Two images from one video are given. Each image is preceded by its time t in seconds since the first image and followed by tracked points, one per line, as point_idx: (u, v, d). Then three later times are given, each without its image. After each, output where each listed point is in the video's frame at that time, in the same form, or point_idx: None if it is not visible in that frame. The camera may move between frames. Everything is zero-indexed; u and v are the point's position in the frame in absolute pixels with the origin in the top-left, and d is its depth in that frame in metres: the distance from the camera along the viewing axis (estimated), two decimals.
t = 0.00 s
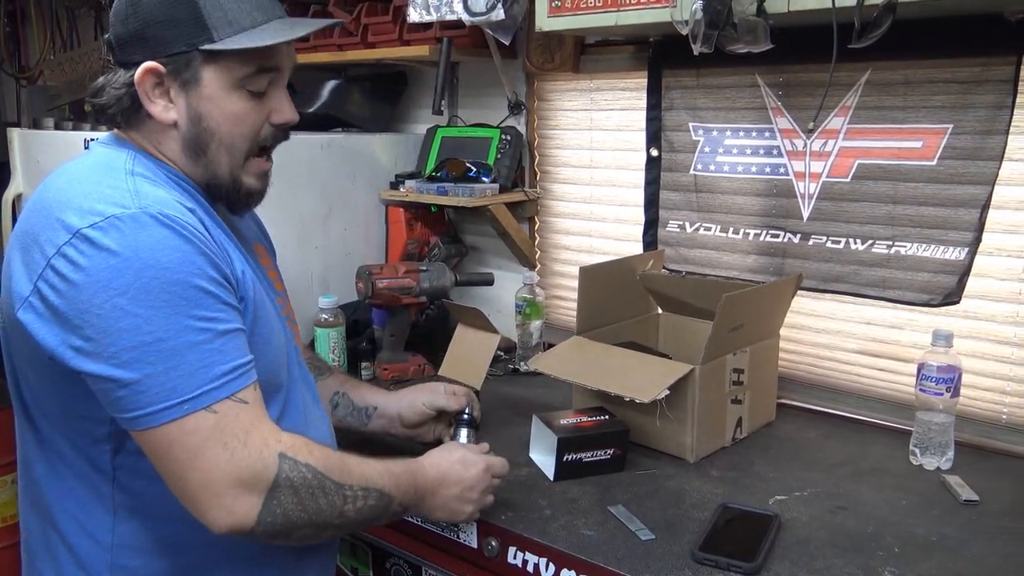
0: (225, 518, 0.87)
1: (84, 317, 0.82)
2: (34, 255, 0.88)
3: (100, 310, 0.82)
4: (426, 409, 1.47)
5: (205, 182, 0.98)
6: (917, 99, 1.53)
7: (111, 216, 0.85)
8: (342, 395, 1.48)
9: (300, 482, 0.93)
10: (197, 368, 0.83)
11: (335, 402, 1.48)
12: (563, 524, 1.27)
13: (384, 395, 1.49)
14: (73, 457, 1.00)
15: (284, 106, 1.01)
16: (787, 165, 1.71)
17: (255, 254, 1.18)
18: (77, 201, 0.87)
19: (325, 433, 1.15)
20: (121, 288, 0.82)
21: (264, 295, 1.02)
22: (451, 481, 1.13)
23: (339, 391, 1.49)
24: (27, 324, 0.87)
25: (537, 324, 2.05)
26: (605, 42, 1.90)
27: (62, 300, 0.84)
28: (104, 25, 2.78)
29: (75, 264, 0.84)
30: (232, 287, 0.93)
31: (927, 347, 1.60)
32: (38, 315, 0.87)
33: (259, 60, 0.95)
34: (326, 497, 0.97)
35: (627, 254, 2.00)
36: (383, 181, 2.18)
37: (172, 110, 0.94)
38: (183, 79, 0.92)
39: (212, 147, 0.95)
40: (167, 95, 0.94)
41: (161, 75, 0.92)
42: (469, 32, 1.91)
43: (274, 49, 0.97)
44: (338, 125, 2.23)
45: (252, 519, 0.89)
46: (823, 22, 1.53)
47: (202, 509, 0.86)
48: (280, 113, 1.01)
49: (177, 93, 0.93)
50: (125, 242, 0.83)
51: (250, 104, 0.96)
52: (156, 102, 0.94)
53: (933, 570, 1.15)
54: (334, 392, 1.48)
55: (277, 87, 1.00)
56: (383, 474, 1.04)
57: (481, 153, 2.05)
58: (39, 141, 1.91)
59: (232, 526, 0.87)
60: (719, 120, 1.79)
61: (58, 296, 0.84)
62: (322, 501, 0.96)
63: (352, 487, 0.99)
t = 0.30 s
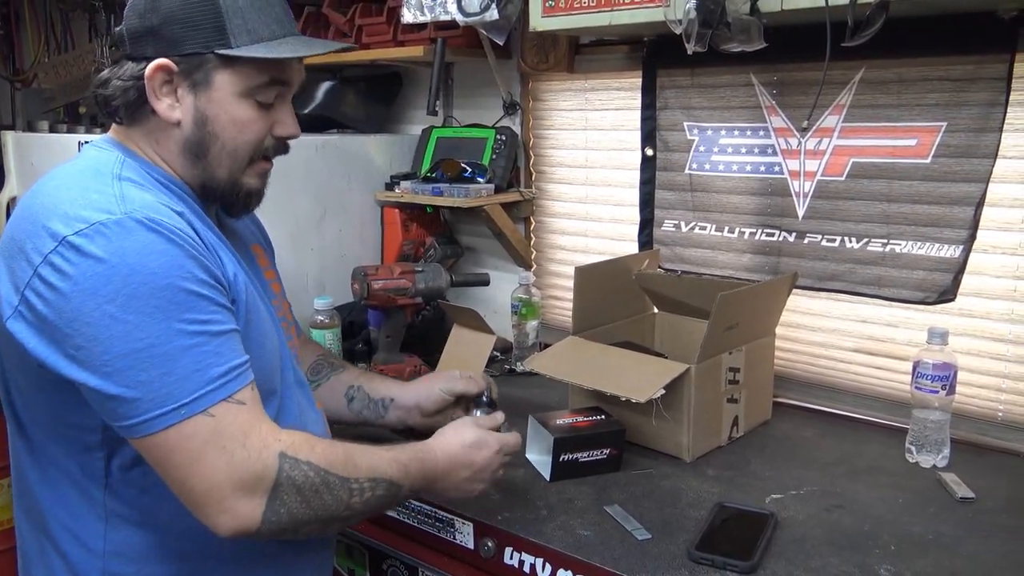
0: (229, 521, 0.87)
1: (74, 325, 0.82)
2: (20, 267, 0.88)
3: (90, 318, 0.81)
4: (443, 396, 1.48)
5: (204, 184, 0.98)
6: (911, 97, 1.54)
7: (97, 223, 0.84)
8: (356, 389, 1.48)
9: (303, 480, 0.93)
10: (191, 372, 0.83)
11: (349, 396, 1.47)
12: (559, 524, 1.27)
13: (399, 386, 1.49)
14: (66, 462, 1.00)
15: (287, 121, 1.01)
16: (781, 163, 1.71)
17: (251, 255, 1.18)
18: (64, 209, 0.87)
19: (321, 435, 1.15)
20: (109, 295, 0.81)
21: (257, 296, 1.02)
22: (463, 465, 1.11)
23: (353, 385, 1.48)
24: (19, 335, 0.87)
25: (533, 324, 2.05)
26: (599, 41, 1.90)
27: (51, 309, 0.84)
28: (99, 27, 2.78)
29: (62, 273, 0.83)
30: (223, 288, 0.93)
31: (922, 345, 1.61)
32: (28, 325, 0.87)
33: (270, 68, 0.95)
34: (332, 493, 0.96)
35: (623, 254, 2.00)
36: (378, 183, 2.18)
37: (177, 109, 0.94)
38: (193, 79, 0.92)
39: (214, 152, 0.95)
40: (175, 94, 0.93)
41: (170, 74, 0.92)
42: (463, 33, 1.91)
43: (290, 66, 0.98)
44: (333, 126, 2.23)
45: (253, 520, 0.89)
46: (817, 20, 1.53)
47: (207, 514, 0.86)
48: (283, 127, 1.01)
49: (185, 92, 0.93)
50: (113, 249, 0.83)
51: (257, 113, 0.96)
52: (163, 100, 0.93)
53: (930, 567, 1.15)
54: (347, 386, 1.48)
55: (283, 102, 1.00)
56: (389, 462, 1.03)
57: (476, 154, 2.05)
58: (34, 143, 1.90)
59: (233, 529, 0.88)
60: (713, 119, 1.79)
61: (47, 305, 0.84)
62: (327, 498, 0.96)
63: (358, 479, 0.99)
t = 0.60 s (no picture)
0: (192, 531, 0.86)
1: (53, 323, 0.82)
2: (7, 265, 0.88)
3: (67, 317, 0.81)
4: (432, 381, 1.47)
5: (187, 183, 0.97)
6: (905, 96, 1.54)
7: (79, 222, 0.84)
8: (342, 376, 1.47)
9: (271, 492, 0.91)
10: (163, 375, 0.83)
11: (336, 384, 1.46)
12: (555, 524, 1.27)
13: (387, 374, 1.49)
14: (63, 460, 1.00)
15: (243, 100, 0.96)
16: (776, 163, 1.71)
17: (247, 253, 1.18)
18: (49, 207, 0.87)
19: (320, 435, 1.15)
20: (87, 294, 0.81)
21: (250, 296, 1.02)
22: (448, 487, 1.08)
23: (339, 374, 1.48)
24: (6, 332, 0.88)
25: (529, 324, 2.07)
26: (594, 41, 1.90)
27: (32, 307, 0.84)
28: (93, 27, 2.77)
29: (44, 270, 0.84)
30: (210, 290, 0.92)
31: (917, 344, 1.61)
32: (12, 324, 0.88)
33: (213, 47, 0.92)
34: (301, 507, 0.94)
35: (619, 254, 2.00)
36: (374, 183, 2.18)
37: (128, 97, 0.94)
38: (136, 64, 0.92)
39: (164, 137, 0.94)
40: (127, 83, 0.94)
41: (119, 62, 0.93)
42: (458, 32, 1.92)
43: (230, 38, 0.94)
44: (329, 126, 2.23)
45: (217, 529, 0.87)
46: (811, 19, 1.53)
47: (168, 521, 0.85)
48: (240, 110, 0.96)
49: (133, 80, 0.93)
50: (92, 249, 0.83)
51: (204, 94, 0.93)
52: (116, 90, 0.94)
53: (924, 566, 1.15)
54: (333, 376, 1.47)
55: (236, 80, 0.96)
56: (368, 479, 1.00)
57: (472, 154, 2.05)
58: (29, 145, 1.90)
59: (198, 538, 0.86)
60: (708, 119, 1.79)
61: (28, 303, 0.84)
62: (296, 511, 0.94)
63: (332, 495, 0.96)
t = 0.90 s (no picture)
0: (155, 536, 0.86)
1: (14, 333, 0.83)
2: None
3: (26, 327, 0.82)
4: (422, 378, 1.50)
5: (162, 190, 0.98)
6: (899, 96, 1.54)
7: (36, 231, 0.85)
8: (334, 372, 1.47)
9: (237, 500, 0.89)
10: (121, 382, 0.82)
11: (328, 378, 1.46)
12: (550, 524, 1.27)
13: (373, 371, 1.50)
14: (53, 463, 0.99)
15: (239, 121, 0.97)
16: (771, 163, 1.72)
17: (235, 253, 1.18)
18: (11, 217, 0.88)
19: (313, 431, 1.14)
20: (43, 304, 0.82)
21: (228, 296, 1.01)
22: (427, 494, 1.07)
23: (332, 369, 1.47)
24: None
25: (524, 324, 2.05)
26: (589, 42, 1.90)
27: None
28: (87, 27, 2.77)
29: (3, 282, 0.84)
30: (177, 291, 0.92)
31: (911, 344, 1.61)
32: None
33: (213, 70, 0.92)
34: (268, 514, 0.92)
35: (614, 254, 2.00)
36: (369, 183, 2.18)
37: (119, 112, 0.93)
38: (131, 82, 0.91)
39: (158, 155, 0.94)
40: (118, 97, 0.93)
41: (110, 76, 0.92)
42: (453, 32, 1.92)
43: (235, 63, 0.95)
44: (323, 126, 2.23)
45: (180, 536, 0.87)
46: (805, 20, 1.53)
47: (160, 522, 0.85)
48: (234, 130, 0.97)
49: (125, 95, 0.92)
50: (48, 259, 0.83)
51: (203, 115, 0.93)
52: (105, 104, 0.93)
53: (919, 564, 1.15)
54: (326, 370, 1.47)
55: (233, 102, 0.96)
56: (340, 486, 0.98)
57: (467, 154, 2.05)
58: (21, 145, 1.90)
59: (163, 543, 0.86)
60: (703, 119, 1.79)
61: None
62: (264, 518, 0.92)
63: (301, 502, 0.95)
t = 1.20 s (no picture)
0: (133, 540, 0.85)
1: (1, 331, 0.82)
2: None
3: (13, 326, 0.82)
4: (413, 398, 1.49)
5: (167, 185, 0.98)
6: (893, 96, 1.55)
7: (27, 232, 0.85)
8: (329, 382, 1.48)
9: (217, 506, 0.89)
10: (104, 386, 0.82)
11: (322, 389, 1.47)
12: (546, 524, 1.27)
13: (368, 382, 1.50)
14: (42, 460, 0.99)
15: (248, 118, 1.00)
16: (765, 163, 1.72)
17: (227, 255, 1.18)
18: (3, 216, 0.88)
19: (301, 433, 1.14)
20: (31, 304, 0.81)
21: (218, 301, 1.01)
22: (407, 518, 1.07)
23: (327, 379, 1.48)
24: None
25: (519, 325, 2.05)
26: (584, 42, 1.91)
27: None
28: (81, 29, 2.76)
29: None
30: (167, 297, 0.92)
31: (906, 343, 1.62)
32: None
33: (225, 70, 0.94)
34: (248, 523, 0.92)
35: (609, 254, 2.01)
36: (364, 184, 2.18)
37: (133, 110, 0.94)
38: (147, 80, 0.92)
39: (172, 152, 0.95)
40: (130, 95, 0.93)
41: (125, 75, 0.92)
42: (447, 33, 1.91)
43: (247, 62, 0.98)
44: (318, 127, 2.21)
45: (157, 544, 0.86)
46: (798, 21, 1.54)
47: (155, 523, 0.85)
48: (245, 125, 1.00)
49: (140, 93, 0.93)
50: (37, 260, 0.83)
51: (215, 112, 0.96)
52: (117, 102, 0.93)
53: (913, 563, 1.15)
54: (322, 380, 1.48)
55: (242, 100, 0.99)
56: (323, 502, 0.99)
57: (462, 155, 2.05)
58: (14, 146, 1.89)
59: (138, 548, 0.86)
60: (698, 119, 1.80)
61: None
62: (243, 527, 0.92)
63: (283, 513, 0.95)
